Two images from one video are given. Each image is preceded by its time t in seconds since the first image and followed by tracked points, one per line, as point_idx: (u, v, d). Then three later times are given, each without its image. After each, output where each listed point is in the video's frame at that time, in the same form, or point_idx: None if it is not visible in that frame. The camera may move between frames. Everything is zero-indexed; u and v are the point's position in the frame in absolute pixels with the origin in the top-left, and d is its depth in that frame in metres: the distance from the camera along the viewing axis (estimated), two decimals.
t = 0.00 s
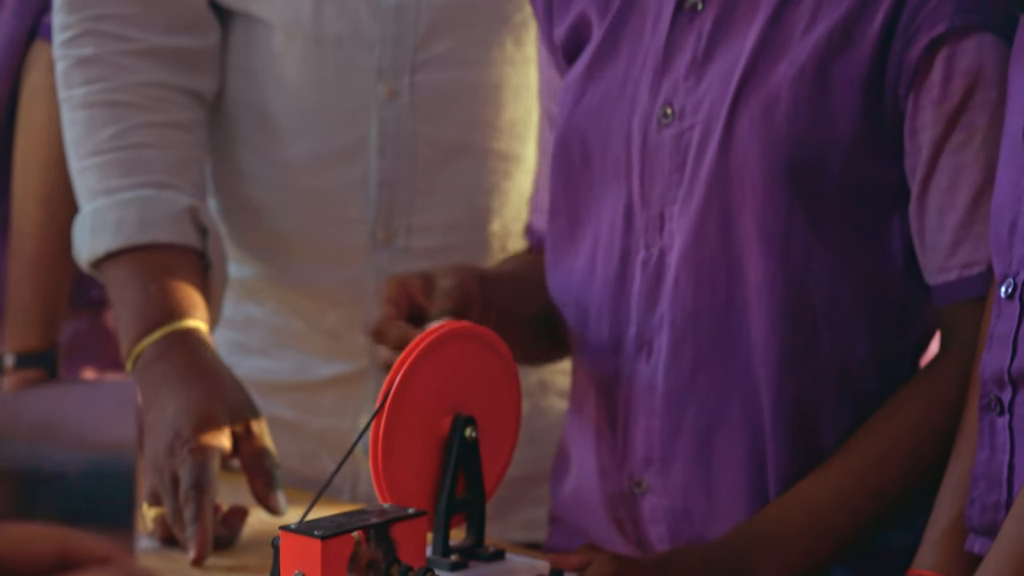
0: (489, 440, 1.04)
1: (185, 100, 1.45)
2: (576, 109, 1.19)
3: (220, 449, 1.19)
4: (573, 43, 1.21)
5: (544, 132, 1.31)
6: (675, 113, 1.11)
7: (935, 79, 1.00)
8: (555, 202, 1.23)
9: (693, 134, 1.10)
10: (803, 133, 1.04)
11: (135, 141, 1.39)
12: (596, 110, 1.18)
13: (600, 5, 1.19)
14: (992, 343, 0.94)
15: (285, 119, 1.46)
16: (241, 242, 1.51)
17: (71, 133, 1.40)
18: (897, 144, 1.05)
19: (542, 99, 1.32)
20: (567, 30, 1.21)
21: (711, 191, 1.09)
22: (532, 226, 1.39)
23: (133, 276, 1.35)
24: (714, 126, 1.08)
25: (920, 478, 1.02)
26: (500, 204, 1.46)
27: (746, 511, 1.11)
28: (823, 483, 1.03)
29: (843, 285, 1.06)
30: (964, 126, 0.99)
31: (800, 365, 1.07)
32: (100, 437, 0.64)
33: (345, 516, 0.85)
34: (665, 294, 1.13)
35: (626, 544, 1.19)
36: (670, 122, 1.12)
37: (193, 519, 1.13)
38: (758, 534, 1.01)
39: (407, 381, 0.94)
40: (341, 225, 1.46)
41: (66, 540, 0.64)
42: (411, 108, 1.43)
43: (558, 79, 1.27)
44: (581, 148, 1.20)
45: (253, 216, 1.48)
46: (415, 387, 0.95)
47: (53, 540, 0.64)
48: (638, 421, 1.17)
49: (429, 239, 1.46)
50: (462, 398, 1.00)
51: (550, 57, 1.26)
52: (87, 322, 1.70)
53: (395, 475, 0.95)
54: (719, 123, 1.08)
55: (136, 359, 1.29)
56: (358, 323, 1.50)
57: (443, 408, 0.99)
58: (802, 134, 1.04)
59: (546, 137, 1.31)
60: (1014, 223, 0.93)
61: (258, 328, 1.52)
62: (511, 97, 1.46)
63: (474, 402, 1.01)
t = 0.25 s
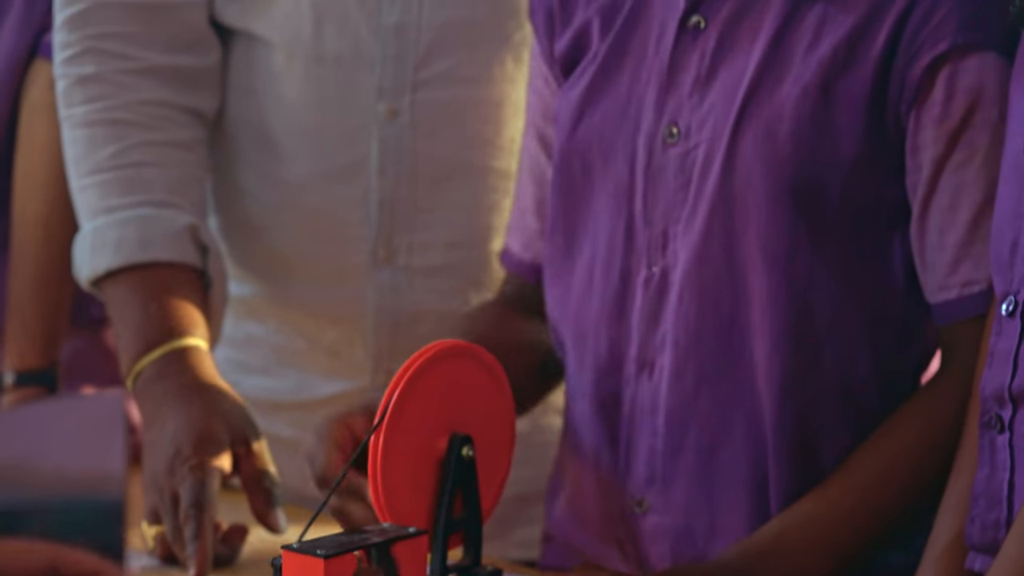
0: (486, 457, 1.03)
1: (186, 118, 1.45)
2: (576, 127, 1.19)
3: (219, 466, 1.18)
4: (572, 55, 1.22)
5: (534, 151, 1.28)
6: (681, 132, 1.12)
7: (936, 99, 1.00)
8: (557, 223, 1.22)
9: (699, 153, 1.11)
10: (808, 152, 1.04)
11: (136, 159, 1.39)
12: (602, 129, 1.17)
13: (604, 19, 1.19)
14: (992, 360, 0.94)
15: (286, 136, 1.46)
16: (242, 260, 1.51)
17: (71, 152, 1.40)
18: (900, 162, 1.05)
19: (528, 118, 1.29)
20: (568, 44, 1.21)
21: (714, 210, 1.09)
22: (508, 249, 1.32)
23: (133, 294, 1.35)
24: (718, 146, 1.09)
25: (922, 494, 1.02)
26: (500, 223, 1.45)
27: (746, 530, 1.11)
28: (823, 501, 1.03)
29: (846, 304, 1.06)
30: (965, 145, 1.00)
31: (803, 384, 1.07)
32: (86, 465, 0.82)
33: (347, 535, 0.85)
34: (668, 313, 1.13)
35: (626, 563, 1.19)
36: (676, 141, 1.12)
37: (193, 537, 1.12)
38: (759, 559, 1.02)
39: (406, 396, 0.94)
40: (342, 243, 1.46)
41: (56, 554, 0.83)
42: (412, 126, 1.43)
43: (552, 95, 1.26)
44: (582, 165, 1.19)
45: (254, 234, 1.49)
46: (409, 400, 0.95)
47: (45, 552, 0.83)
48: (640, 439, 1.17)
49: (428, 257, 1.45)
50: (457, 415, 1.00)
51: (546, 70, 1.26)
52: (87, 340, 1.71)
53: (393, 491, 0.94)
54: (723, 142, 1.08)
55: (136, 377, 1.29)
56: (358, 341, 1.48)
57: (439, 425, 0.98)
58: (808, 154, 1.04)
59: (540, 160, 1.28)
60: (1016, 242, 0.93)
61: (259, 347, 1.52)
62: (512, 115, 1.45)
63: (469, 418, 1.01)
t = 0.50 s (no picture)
0: (487, 473, 1.03)
1: (187, 133, 1.45)
2: (576, 143, 1.19)
3: (219, 481, 1.19)
4: (573, 76, 1.23)
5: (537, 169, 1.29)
6: (674, 147, 1.12)
7: (935, 112, 1.00)
8: (557, 240, 1.23)
9: (692, 168, 1.11)
10: (804, 167, 1.04)
11: (137, 174, 1.39)
12: (599, 145, 1.18)
13: (602, 40, 1.21)
14: (993, 375, 0.94)
15: (286, 152, 1.45)
16: (241, 276, 1.52)
17: (72, 167, 1.40)
18: (898, 177, 1.05)
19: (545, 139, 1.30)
20: (568, 67, 1.23)
21: (711, 225, 1.09)
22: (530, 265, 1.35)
23: (135, 309, 1.35)
24: (713, 160, 1.09)
25: (922, 508, 1.02)
26: (501, 238, 1.45)
27: (746, 544, 1.11)
28: (823, 515, 1.03)
29: (845, 319, 1.06)
30: (963, 159, 1.00)
31: (801, 399, 1.07)
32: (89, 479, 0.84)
33: (346, 549, 0.85)
34: (665, 328, 1.13)
35: None
36: (669, 156, 1.12)
37: (192, 552, 1.13)
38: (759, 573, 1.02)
39: (405, 411, 0.94)
40: (343, 259, 1.45)
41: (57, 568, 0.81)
42: (412, 142, 1.43)
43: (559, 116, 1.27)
44: (579, 182, 1.20)
45: (253, 249, 1.49)
46: (409, 415, 0.95)
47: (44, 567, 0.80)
48: (639, 455, 1.17)
49: (429, 272, 1.45)
50: (457, 431, 1.00)
51: (551, 96, 1.27)
52: (87, 355, 1.72)
53: (393, 506, 0.94)
54: (719, 157, 1.08)
55: (136, 393, 1.29)
56: (359, 358, 1.48)
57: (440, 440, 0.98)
58: (803, 168, 1.04)
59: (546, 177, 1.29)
60: (1016, 256, 0.93)
61: (260, 362, 1.52)
62: (512, 131, 1.45)
63: (470, 434, 1.01)
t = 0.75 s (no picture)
0: (488, 497, 1.03)
1: (188, 155, 1.45)
2: (577, 165, 1.19)
3: (219, 506, 1.17)
4: (573, 96, 1.24)
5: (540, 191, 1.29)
6: (674, 169, 1.12)
7: (934, 134, 1.00)
8: (558, 262, 1.24)
9: (692, 190, 1.11)
10: (803, 189, 1.04)
11: (137, 197, 1.39)
12: (601, 167, 1.18)
13: (602, 61, 1.21)
14: (995, 398, 0.94)
15: (287, 175, 1.45)
16: (242, 298, 1.52)
17: (74, 189, 1.41)
18: (897, 199, 1.05)
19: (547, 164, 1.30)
20: (568, 88, 1.24)
21: (710, 246, 1.09)
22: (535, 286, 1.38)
23: (134, 331, 1.35)
24: (713, 183, 1.09)
25: (923, 530, 1.02)
26: (501, 261, 1.45)
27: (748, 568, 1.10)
28: (824, 535, 1.04)
29: (845, 342, 1.05)
30: (963, 182, 1.00)
31: (802, 421, 1.06)
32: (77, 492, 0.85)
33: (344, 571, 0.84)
34: (665, 350, 1.13)
35: None
36: (669, 178, 1.12)
37: None
38: None
39: (412, 430, 0.95)
40: (343, 281, 1.45)
41: None
42: (413, 166, 1.42)
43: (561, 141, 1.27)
44: (581, 205, 1.21)
45: (254, 271, 1.49)
46: (417, 433, 0.95)
47: None
48: (639, 477, 1.16)
49: (429, 295, 1.45)
50: (461, 454, 1.00)
51: (552, 116, 1.27)
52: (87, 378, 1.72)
53: (396, 530, 0.94)
54: (719, 179, 1.08)
55: (137, 416, 1.29)
56: (359, 381, 1.47)
57: (443, 462, 0.98)
58: (803, 190, 1.04)
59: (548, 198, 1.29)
60: (1018, 279, 0.93)
61: (260, 385, 1.52)
62: (511, 154, 1.45)
63: (472, 458, 1.01)
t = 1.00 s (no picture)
0: (488, 517, 1.03)
1: (189, 176, 1.45)
2: (576, 188, 1.19)
3: (219, 526, 1.17)
4: (573, 116, 1.23)
5: (539, 213, 1.29)
6: (678, 190, 1.12)
7: (935, 155, 1.00)
8: (559, 283, 1.23)
9: (696, 212, 1.11)
10: (805, 209, 1.04)
11: (138, 219, 1.39)
12: (603, 188, 1.17)
13: (603, 80, 1.21)
14: (996, 419, 0.93)
15: (286, 195, 1.45)
16: (242, 319, 1.52)
17: (76, 210, 1.41)
18: (898, 220, 1.05)
19: (535, 183, 1.30)
20: (569, 103, 1.23)
21: (712, 268, 1.09)
22: (515, 312, 1.35)
23: (134, 352, 1.34)
24: (716, 205, 1.09)
25: (923, 553, 1.02)
26: (502, 282, 1.45)
27: None
28: (823, 560, 1.03)
29: (846, 363, 1.05)
30: (964, 204, 1.00)
31: (803, 442, 1.06)
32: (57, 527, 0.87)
33: None
34: (666, 371, 1.13)
35: None
36: (674, 200, 1.12)
37: None
38: None
39: (409, 456, 0.94)
40: (344, 303, 1.45)
41: None
42: (414, 187, 1.43)
43: (556, 160, 1.27)
44: (581, 226, 1.20)
45: (254, 292, 1.49)
46: (413, 459, 0.95)
47: None
48: (640, 499, 1.16)
49: (429, 316, 1.44)
50: (460, 475, 1.00)
51: (547, 131, 1.27)
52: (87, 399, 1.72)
53: (396, 552, 0.94)
54: (722, 200, 1.08)
55: (137, 437, 1.29)
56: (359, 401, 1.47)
57: (443, 483, 0.98)
58: (805, 210, 1.04)
59: (543, 219, 1.29)
60: (1019, 300, 0.92)
61: (261, 406, 1.52)
62: (512, 175, 1.45)
63: (471, 478, 1.01)
